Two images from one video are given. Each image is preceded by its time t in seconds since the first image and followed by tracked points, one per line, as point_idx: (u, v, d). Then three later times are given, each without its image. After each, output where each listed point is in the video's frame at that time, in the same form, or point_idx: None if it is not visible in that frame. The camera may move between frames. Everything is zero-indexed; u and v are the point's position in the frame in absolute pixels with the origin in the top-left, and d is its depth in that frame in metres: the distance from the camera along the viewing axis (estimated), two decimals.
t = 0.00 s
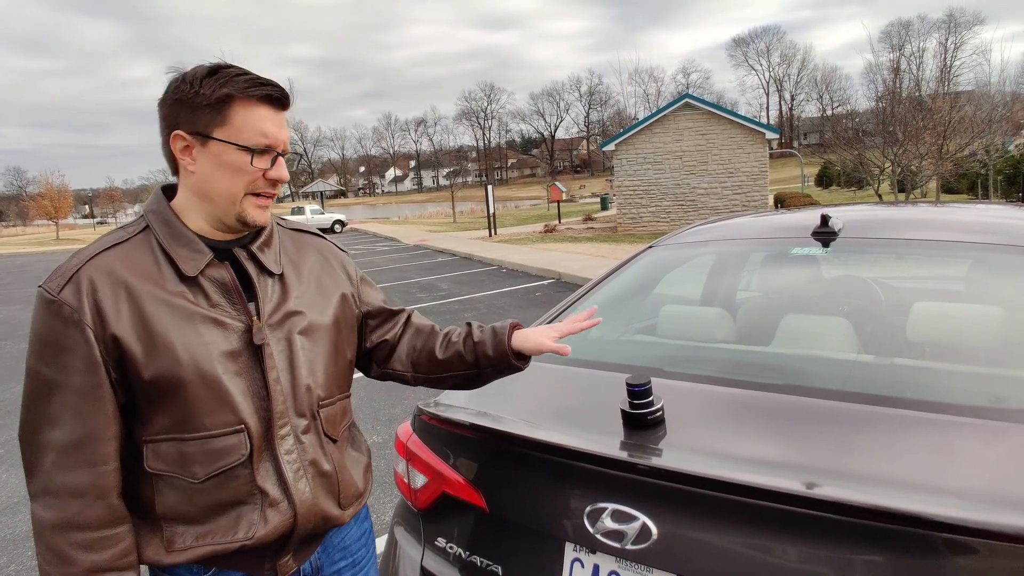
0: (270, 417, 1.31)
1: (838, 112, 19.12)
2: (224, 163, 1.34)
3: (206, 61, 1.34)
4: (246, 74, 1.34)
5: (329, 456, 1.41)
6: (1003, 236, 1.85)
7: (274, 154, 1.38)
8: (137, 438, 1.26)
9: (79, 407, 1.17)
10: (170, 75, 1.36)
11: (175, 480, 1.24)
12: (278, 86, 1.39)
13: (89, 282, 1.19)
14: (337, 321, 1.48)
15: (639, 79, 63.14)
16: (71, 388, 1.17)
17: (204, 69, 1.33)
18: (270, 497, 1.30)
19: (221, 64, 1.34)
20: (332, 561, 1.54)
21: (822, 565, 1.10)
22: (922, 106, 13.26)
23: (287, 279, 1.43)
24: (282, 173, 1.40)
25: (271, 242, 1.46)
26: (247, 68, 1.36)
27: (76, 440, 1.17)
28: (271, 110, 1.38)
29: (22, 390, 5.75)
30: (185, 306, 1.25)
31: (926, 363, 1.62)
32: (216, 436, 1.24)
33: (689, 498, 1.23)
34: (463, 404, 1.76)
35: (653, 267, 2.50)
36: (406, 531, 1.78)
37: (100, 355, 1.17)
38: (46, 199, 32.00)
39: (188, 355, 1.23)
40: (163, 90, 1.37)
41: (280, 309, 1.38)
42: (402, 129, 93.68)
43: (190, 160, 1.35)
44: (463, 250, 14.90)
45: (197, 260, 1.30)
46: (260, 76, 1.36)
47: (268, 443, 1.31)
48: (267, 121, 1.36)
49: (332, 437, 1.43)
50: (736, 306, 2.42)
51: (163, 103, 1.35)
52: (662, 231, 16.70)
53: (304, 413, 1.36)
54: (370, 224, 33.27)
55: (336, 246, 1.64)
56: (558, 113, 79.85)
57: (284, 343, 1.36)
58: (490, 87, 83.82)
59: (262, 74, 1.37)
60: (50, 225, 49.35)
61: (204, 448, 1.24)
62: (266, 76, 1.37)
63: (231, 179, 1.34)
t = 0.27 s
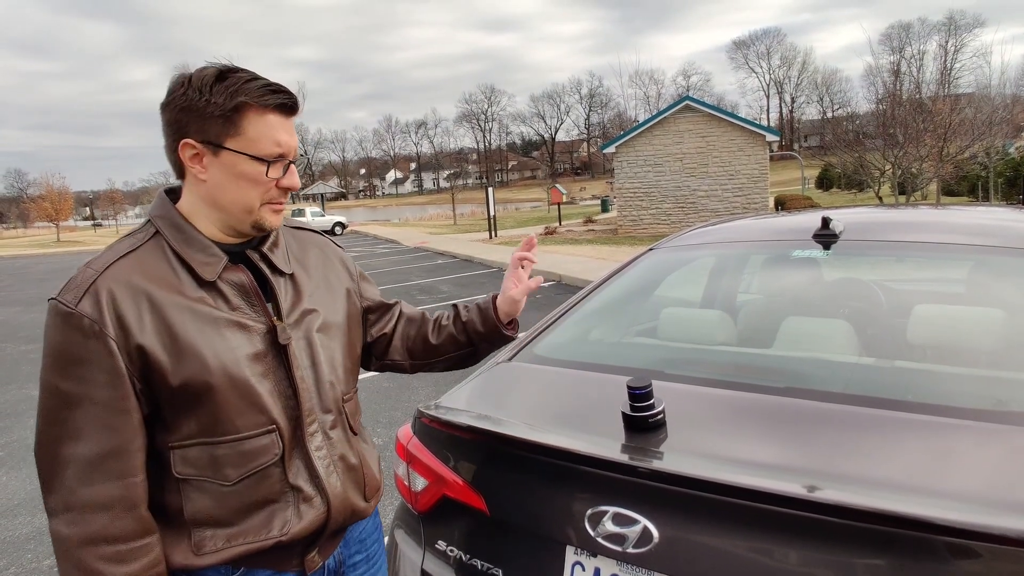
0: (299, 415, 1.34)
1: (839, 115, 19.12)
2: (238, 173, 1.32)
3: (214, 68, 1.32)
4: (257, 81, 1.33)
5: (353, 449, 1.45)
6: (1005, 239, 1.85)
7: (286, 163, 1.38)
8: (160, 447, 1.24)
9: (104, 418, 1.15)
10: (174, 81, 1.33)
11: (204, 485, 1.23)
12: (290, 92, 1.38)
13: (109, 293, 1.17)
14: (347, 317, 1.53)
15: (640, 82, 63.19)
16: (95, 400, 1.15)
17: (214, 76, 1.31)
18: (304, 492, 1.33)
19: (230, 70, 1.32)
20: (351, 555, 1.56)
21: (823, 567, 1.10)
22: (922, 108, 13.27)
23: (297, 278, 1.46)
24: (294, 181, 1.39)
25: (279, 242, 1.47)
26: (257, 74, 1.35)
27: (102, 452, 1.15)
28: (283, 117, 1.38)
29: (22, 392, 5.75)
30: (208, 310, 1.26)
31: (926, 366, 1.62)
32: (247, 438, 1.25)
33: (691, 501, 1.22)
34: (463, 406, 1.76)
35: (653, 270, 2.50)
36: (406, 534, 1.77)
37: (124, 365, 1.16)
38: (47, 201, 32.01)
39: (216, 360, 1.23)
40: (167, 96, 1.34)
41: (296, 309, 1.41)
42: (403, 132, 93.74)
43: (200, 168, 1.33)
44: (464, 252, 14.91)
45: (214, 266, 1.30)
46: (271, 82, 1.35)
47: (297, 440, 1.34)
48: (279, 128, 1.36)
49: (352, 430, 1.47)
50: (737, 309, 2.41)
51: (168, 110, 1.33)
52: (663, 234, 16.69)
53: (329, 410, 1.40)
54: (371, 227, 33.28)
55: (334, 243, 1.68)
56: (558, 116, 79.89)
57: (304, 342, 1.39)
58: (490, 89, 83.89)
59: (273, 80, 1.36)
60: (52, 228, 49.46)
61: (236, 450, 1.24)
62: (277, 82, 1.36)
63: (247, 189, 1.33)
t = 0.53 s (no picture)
0: (319, 410, 1.35)
1: (839, 115, 19.11)
2: (252, 177, 1.30)
3: (225, 69, 1.30)
4: (269, 82, 1.30)
5: (368, 442, 1.47)
6: (1006, 239, 1.85)
7: (301, 165, 1.36)
8: (178, 447, 1.23)
9: (123, 420, 1.14)
10: (184, 84, 1.31)
11: (224, 483, 1.23)
12: (302, 92, 1.36)
13: (127, 293, 1.16)
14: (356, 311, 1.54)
15: (640, 82, 63.17)
16: (114, 401, 1.14)
17: (225, 78, 1.28)
18: (325, 486, 1.34)
19: (241, 73, 1.29)
20: (364, 548, 1.61)
21: (825, 568, 1.09)
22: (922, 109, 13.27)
23: (309, 274, 1.47)
24: (309, 182, 1.37)
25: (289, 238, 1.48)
26: (269, 74, 1.32)
27: (121, 453, 1.14)
28: (297, 117, 1.35)
29: (22, 392, 5.74)
30: (227, 309, 1.25)
31: (927, 365, 1.62)
32: (268, 435, 1.25)
33: (692, 501, 1.22)
34: (463, 406, 1.76)
35: (654, 270, 2.50)
36: (406, 535, 1.77)
37: (145, 366, 1.15)
38: (47, 201, 31.99)
39: (237, 358, 1.23)
40: (178, 100, 1.31)
41: (311, 304, 1.42)
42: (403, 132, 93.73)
43: (214, 173, 1.31)
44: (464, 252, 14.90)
45: (231, 263, 1.29)
46: (283, 83, 1.33)
47: (317, 434, 1.35)
48: (292, 131, 1.33)
49: (367, 423, 1.48)
50: (737, 309, 2.40)
51: (179, 114, 1.30)
52: (663, 234, 16.68)
53: (347, 404, 1.42)
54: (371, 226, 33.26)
55: (339, 238, 1.69)
56: (558, 116, 79.86)
57: (321, 337, 1.40)
58: (490, 90, 83.89)
59: (285, 81, 1.33)
60: (53, 228, 49.48)
61: (256, 448, 1.24)
62: (289, 83, 1.33)
63: (263, 194, 1.32)
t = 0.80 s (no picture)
0: (334, 408, 1.33)
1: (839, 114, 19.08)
2: (267, 178, 1.27)
3: (241, 67, 1.26)
4: (286, 81, 1.27)
5: (382, 439, 1.46)
6: (1006, 237, 1.84)
7: (316, 166, 1.32)
8: (194, 445, 1.22)
9: (140, 419, 1.13)
10: (199, 82, 1.27)
11: (239, 481, 1.21)
12: (318, 91, 1.32)
13: (144, 291, 1.15)
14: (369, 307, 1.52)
15: (640, 81, 63.13)
16: (130, 401, 1.13)
17: (241, 76, 1.25)
18: (340, 484, 1.32)
19: (257, 72, 1.26)
20: (377, 542, 1.53)
21: (823, 566, 1.09)
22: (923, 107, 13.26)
23: (323, 270, 1.45)
24: (325, 183, 1.34)
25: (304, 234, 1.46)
26: (286, 73, 1.29)
27: (138, 452, 1.13)
28: (312, 117, 1.32)
29: (23, 391, 5.75)
30: (244, 307, 1.24)
31: (928, 363, 1.62)
32: (284, 434, 1.23)
33: (692, 499, 1.21)
34: (462, 404, 1.75)
35: (654, 268, 2.49)
36: (406, 534, 1.76)
37: (161, 365, 1.14)
38: (48, 200, 32.01)
39: (254, 356, 1.22)
40: (192, 97, 1.28)
41: (326, 301, 1.40)
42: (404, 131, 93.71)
43: (229, 173, 1.28)
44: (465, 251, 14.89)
45: (247, 261, 1.27)
46: (300, 81, 1.29)
47: (332, 432, 1.33)
48: (308, 131, 1.30)
49: (380, 419, 1.47)
50: (737, 307, 2.40)
51: (194, 112, 1.27)
52: (663, 233, 16.68)
53: (361, 401, 1.40)
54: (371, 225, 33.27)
55: (352, 234, 1.68)
56: (559, 115, 79.81)
57: (336, 335, 1.38)
58: (491, 89, 83.84)
59: (302, 79, 1.30)
60: (54, 227, 49.50)
61: (272, 446, 1.22)
62: (305, 82, 1.30)
63: (278, 195, 1.29)
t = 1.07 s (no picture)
0: (349, 408, 1.30)
1: (839, 113, 19.08)
2: (282, 179, 1.24)
3: (257, 65, 1.23)
4: (302, 80, 1.23)
5: (396, 439, 1.43)
6: (1006, 235, 1.83)
7: (331, 166, 1.28)
8: (208, 446, 1.19)
9: (155, 420, 1.10)
10: (213, 82, 1.24)
11: (254, 481, 1.18)
12: (335, 90, 1.28)
13: (158, 290, 1.11)
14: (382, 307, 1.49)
15: (640, 80, 63.12)
16: (145, 402, 1.10)
17: (256, 75, 1.21)
18: (355, 484, 1.29)
19: (272, 70, 1.22)
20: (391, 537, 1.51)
21: (822, 566, 1.09)
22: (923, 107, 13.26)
23: (337, 269, 1.42)
24: (339, 184, 1.31)
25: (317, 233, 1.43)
26: (301, 72, 1.25)
27: (152, 453, 1.11)
28: (328, 117, 1.28)
29: (22, 389, 5.75)
30: (258, 307, 1.20)
31: (926, 363, 1.61)
32: (299, 435, 1.20)
33: (691, 499, 1.21)
34: (462, 404, 1.75)
35: (653, 267, 2.49)
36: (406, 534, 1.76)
37: (177, 367, 1.11)
38: (48, 199, 32.03)
39: (269, 356, 1.18)
40: (206, 95, 1.25)
41: (340, 300, 1.36)
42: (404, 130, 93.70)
43: (243, 173, 1.24)
44: (464, 250, 14.89)
45: (261, 260, 1.24)
46: (316, 81, 1.25)
47: (347, 432, 1.30)
48: (324, 132, 1.26)
49: (393, 418, 1.44)
50: (737, 306, 2.40)
51: (208, 111, 1.24)
52: (663, 232, 16.67)
53: (375, 401, 1.36)
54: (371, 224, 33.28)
55: (364, 233, 1.65)
56: (559, 114, 79.80)
57: (350, 335, 1.34)
58: (491, 88, 83.84)
59: (319, 78, 1.26)
60: (54, 226, 49.52)
61: (287, 447, 1.19)
62: (322, 81, 1.26)
63: (292, 196, 1.25)
